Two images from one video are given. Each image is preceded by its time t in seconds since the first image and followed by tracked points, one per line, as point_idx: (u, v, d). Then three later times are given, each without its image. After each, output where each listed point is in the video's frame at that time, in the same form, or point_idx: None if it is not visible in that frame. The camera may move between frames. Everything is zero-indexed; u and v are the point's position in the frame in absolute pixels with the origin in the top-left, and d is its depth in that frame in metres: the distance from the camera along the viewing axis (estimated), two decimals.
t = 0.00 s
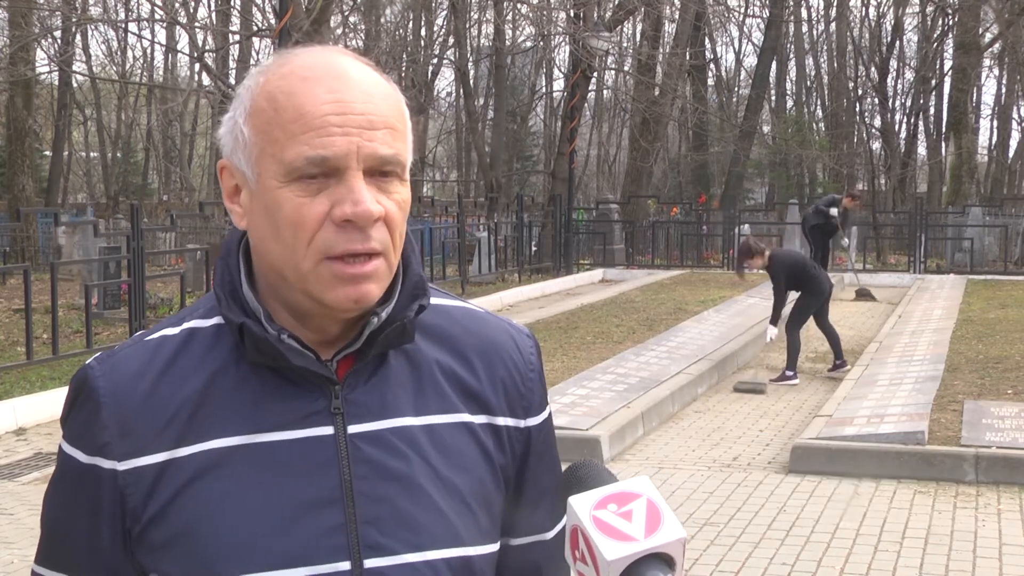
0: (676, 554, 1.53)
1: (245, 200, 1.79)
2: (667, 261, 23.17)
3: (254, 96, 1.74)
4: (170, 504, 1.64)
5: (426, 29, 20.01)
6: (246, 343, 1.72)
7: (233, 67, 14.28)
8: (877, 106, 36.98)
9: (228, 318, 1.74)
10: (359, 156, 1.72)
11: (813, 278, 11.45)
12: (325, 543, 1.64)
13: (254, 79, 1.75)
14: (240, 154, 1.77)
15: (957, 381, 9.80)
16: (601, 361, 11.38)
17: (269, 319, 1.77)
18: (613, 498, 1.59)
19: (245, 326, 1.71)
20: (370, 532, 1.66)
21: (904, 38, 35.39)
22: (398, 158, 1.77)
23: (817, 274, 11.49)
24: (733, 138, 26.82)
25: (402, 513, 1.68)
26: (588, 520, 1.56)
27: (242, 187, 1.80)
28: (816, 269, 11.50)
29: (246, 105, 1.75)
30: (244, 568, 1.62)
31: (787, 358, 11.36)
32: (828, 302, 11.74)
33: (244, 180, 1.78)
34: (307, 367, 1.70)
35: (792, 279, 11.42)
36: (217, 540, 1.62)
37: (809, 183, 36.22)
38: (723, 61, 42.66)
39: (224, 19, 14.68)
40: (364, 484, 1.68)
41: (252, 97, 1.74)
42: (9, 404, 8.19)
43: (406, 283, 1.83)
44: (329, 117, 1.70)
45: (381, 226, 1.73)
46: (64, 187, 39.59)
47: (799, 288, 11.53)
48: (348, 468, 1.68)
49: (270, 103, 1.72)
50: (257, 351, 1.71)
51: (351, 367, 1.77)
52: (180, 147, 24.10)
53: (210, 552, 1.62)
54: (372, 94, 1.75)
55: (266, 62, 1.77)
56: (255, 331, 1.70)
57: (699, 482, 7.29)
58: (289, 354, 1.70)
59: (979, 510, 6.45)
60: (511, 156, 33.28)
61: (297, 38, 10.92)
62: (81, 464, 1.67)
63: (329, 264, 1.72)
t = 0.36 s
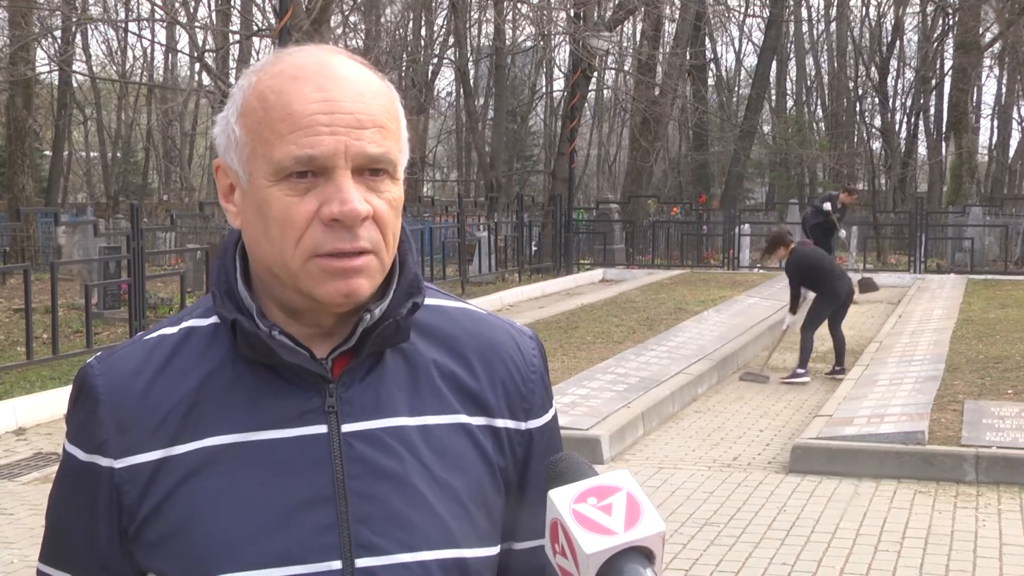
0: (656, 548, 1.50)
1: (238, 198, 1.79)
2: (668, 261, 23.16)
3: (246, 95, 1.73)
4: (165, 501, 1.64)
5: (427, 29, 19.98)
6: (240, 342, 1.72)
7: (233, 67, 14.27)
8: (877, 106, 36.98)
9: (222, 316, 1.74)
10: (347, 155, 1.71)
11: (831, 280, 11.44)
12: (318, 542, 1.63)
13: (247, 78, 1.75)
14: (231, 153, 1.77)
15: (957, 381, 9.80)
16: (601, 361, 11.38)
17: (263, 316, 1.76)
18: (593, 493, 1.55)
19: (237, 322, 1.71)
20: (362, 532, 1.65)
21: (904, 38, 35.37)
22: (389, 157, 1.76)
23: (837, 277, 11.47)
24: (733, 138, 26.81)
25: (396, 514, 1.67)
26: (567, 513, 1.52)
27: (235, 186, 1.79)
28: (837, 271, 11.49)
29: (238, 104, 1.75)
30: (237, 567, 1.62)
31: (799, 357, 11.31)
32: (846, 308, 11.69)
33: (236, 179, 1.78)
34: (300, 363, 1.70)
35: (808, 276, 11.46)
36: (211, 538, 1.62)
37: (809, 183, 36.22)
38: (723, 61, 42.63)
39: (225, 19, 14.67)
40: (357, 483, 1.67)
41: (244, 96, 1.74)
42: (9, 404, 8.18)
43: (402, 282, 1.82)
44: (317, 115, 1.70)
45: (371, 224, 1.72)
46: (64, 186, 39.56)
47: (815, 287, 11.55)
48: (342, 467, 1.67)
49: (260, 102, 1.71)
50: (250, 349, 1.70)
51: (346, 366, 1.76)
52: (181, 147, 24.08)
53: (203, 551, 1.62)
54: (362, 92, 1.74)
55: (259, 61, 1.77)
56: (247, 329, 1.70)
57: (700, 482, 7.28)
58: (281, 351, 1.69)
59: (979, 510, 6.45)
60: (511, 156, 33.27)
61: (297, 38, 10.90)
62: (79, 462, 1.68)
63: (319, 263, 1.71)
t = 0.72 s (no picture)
0: (637, 543, 1.50)
1: (236, 201, 1.79)
2: (668, 261, 23.15)
3: (245, 96, 1.73)
4: (167, 507, 1.63)
5: (427, 29, 19.97)
6: (240, 346, 1.71)
7: (233, 67, 14.27)
8: (877, 106, 36.98)
9: (221, 320, 1.74)
10: (349, 159, 1.71)
11: (841, 276, 11.49)
12: (321, 546, 1.63)
13: (246, 79, 1.74)
14: (230, 155, 1.76)
15: (957, 381, 9.80)
16: (601, 361, 11.38)
17: (263, 320, 1.76)
18: (575, 489, 1.55)
19: (237, 328, 1.70)
20: (365, 536, 1.65)
21: (905, 38, 35.36)
22: (390, 160, 1.76)
23: (848, 273, 11.51)
24: (733, 138, 26.80)
25: (398, 518, 1.68)
26: (549, 510, 1.52)
27: (233, 188, 1.79)
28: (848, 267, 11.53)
29: (237, 105, 1.74)
30: (238, 571, 1.62)
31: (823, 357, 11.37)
32: (855, 305, 11.65)
33: (235, 181, 1.77)
34: (302, 368, 1.70)
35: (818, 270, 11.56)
36: (213, 543, 1.62)
37: (810, 182, 36.22)
38: (723, 61, 42.61)
39: (225, 19, 14.66)
40: (360, 487, 1.67)
41: (243, 98, 1.73)
42: (9, 404, 8.18)
43: (402, 284, 1.82)
44: (318, 119, 1.69)
45: (372, 229, 1.72)
46: (64, 186, 39.56)
47: (825, 282, 11.64)
48: (344, 472, 1.67)
49: (261, 104, 1.71)
50: (251, 354, 1.70)
51: (347, 369, 1.76)
52: (181, 147, 24.07)
53: (206, 556, 1.62)
54: (363, 94, 1.74)
55: (258, 62, 1.77)
56: (249, 333, 1.69)
57: (700, 482, 7.28)
58: (283, 356, 1.69)
59: (980, 510, 6.44)
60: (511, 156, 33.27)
61: (297, 38, 10.90)
62: (76, 468, 1.66)
63: (320, 267, 1.71)
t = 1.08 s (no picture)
0: (646, 529, 1.48)
1: (238, 204, 1.79)
2: (668, 261, 23.15)
3: (250, 100, 1.72)
4: (171, 512, 1.63)
5: (427, 29, 19.95)
6: (244, 351, 1.71)
7: (233, 67, 14.28)
8: (877, 106, 36.97)
9: (224, 324, 1.73)
10: (357, 165, 1.71)
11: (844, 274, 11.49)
12: (325, 550, 1.63)
13: (249, 82, 1.73)
14: (234, 159, 1.76)
15: (957, 381, 9.79)
16: (601, 360, 11.38)
17: (265, 323, 1.76)
18: (582, 475, 1.54)
19: (242, 333, 1.70)
20: (372, 540, 1.65)
21: (905, 38, 35.34)
22: (396, 165, 1.77)
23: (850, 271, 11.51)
24: (733, 138, 26.80)
25: (403, 519, 1.68)
26: (558, 496, 1.49)
27: (236, 191, 1.79)
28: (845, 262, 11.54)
29: (241, 109, 1.74)
30: None
31: (827, 359, 11.46)
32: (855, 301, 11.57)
33: (238, 185, 1.77)
34: (307, 373, 1.70)
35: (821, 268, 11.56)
36: (218, 548, 1.61)
37: (810, 183, 36.20)
38: (723, 61, 42.60)
39: (224, 19, 14.66)
40: (364, 490, 1.67)
41: (247, 101, 1.73)
42: (9, 405, 8.18)
43: (405, 287, 1.83)
44: (325, 125, 1.69)
45: (379, 235, 1.73)
46: (64, 187, 39.54)
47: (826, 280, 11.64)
48: (349, 474, 1.67)
49: (265, 109, 1.70)
50: (255, 358, 1.70)
51: (351, 371, 1.77)
52: (181, 147, 24.05)
53: (210, 560, 1.61)
54: (368, 98, 1.74)
55: (261, 65, 1.76)
56: (253, 339, 1.69)
57: (700, 482, 7.28)
58: (289, 360, 1.69)
59: (980, 510, 6.45)
60: (511, 156, 33.28)
61: (297, 38, 10.90)
62: (76, 473, 1.65)
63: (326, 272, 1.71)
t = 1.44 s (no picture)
0: (644, 542, 1.50)
1: (250, 206, 1.79)
2: (668, 261, 23.15)
3: (261, 102, 1.73)
4: (177, 514, 1.63)
5: (426, 29, 19.95)
6: (253, 351, 1.71)
7: (233, 67, 14.29)
8: (877, 106, 36.98)
9: (234, 324, 1.73)
10: (370, 165, 1.71)
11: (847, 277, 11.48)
12: (331, 552, 1.63)
13: (260, 83, 1.73)
14: (245, 161, 1.76)
15: (957, 381, 9.80)
16: (601, 361, 11.38)
17: (275, 325, 1.76)
18: (580, 488, 1.56)
19: (252, 333, 1.70)
20: (378, 541, 1.66)
21: (905, 37, 35.33)
22: (408, 165, 1.77)
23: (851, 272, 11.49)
24: (733, 138, 26.81)
25: (409, 521, 1.68)
26: (555, 510, 1.52)
27: (246, 193, 1.79)
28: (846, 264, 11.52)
29: (252, 110, 1.74)
30: None
31: (831, 357, 11.52)
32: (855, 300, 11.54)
33: (250, 187, 1.77)
34: (316, 373, 1.70)
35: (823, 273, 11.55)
36: (221, 549, 1.62)
37: (810, 182, 36.20)
38: (723, 62, 42.60)
39: (224, 19, 14.66)
40: (372, 491, 1.67)
41: (258, 102, 1.73)
42: (9, 405, 8.18)
43: (415, 288, 1.83)
44: (338, 125, 1.69)
45: (392, 234, 1.73)
46: (64, 186, 39.54)
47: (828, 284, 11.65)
48: (356, 476, 1.67)
49: (278, 110, 1.71)
50: (264, 359, 1.70)
51: (359, 372, 1.77)
52: (181, 147, 24.04)
53: (215, 561, 1.61)
54: (380, 99, 1.74)
55: (270, 67, 1.76)
56: (263, 339, 1.69)
57: (700, 482, 7.28)
58: (298, 361, 1.69)
59: (979, 510, 6.45)
60: (511, 156, 33.28)
61: (297, 38, 10.91)
62: (82, 473, 1.65)
63: (340, 272, 1.71)
